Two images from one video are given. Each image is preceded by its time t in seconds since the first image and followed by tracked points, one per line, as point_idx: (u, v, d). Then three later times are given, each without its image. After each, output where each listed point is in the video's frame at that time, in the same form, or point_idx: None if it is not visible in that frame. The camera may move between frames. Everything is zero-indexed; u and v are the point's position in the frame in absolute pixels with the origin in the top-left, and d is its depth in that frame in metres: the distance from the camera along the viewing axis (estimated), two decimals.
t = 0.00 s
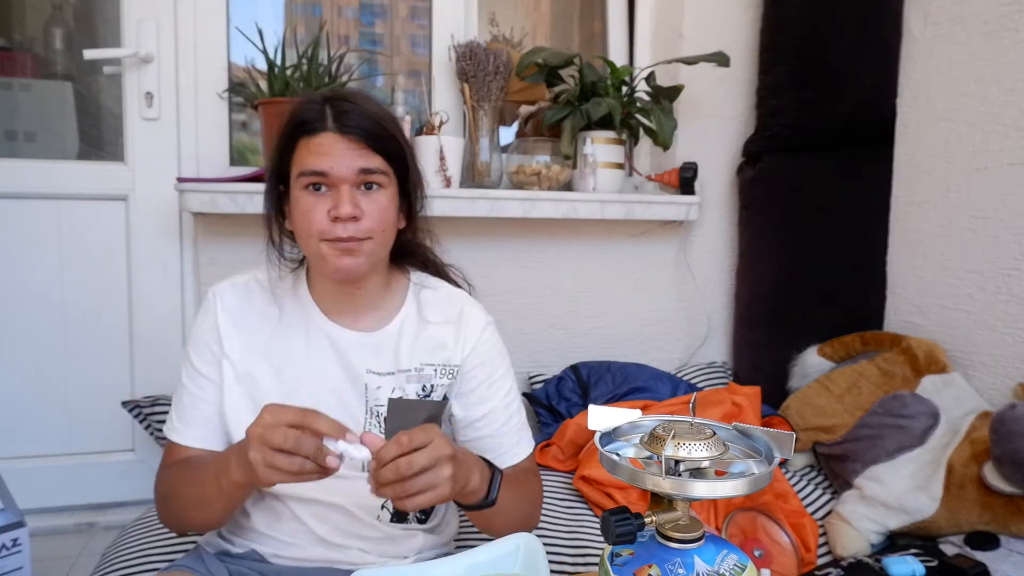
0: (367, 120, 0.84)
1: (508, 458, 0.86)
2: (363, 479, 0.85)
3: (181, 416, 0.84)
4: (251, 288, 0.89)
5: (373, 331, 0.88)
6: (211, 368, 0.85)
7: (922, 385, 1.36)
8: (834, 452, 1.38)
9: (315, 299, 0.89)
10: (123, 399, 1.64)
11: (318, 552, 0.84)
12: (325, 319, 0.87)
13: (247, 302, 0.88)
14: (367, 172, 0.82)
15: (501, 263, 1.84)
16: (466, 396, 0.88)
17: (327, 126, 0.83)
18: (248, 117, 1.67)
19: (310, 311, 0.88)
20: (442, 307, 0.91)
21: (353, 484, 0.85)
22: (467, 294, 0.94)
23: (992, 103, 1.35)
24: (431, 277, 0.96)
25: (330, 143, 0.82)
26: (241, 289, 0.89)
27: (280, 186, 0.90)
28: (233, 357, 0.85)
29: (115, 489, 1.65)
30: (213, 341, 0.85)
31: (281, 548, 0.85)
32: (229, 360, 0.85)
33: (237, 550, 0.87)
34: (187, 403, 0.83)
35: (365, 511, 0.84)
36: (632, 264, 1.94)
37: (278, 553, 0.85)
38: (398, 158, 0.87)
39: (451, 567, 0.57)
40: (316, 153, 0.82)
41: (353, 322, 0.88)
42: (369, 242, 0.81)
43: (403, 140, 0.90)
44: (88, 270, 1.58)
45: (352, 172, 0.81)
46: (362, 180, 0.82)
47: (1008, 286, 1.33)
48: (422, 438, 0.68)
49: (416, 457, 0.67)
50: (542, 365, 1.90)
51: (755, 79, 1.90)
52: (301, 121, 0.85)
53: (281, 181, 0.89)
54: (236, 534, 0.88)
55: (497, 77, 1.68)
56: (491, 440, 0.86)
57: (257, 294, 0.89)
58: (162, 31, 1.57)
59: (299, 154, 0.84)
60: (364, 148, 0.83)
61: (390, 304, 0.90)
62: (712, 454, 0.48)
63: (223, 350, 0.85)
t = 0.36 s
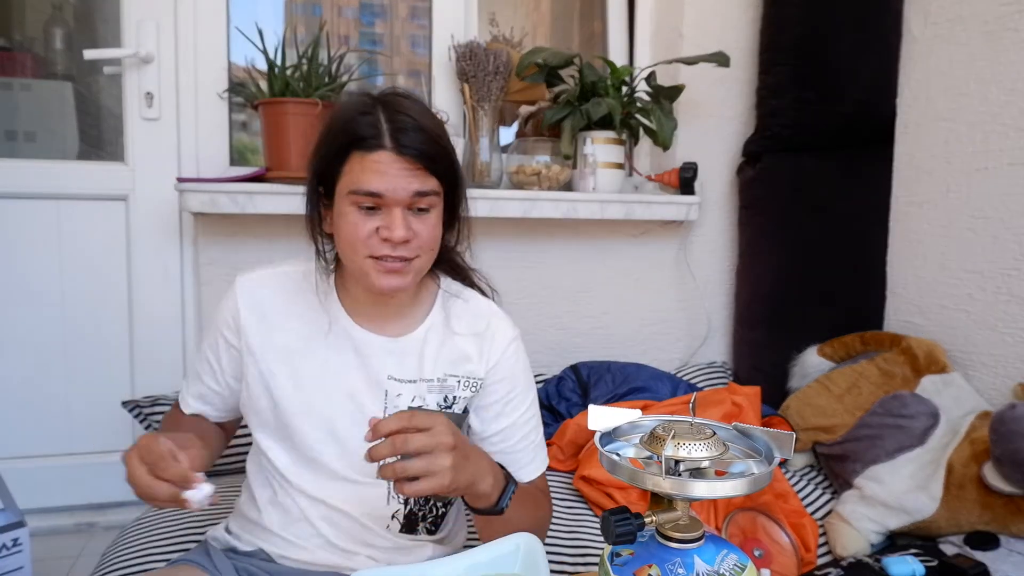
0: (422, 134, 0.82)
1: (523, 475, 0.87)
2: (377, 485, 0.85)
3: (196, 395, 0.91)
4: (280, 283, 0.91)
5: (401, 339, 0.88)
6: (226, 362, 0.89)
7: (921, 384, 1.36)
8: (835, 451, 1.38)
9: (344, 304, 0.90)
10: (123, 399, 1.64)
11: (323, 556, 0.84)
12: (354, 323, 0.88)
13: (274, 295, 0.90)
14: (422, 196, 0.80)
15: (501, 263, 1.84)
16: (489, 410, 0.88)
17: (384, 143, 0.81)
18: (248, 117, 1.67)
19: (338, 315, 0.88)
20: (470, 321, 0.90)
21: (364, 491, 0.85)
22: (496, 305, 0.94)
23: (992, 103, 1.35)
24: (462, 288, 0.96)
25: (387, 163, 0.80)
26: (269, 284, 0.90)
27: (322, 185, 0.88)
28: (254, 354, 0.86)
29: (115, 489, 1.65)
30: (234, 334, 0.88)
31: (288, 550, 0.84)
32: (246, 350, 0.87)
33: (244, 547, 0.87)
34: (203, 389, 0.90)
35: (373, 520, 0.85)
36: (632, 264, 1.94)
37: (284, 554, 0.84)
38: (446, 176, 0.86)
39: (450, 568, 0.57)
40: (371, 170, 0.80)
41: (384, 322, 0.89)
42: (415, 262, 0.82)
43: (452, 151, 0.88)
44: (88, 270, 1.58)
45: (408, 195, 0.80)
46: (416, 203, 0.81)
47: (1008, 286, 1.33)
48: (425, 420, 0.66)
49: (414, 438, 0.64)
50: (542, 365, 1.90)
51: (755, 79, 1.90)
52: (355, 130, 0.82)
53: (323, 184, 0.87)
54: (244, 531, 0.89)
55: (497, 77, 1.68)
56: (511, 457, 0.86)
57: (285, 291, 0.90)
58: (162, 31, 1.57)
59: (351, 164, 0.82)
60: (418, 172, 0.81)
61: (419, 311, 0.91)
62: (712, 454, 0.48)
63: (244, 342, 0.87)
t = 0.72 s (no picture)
0: (378, 146, 0.81)
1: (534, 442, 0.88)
2: (381, 460, 0.85)
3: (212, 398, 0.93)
4: (282, 277, 0.94)
5: (392, 327, 0.89)
6: (235, 362, 0.91)
7: (922, 385, 1.36)
8: (835, 452, 1.38)
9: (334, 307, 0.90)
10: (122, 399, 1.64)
11: (329, 543, 0.83)
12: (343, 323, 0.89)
13: (276, 291, 0.92)
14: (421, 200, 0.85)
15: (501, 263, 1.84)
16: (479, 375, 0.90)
17: (335, 162, 0.80)
18: (248, 117, 1.67)
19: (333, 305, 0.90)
20: (458, 295, 0.93)
21: (366, 471, 0.85)
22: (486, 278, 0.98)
23: (992, 103, 1.35)
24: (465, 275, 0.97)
25: (339, 181, 0.80)
26: (270, 279, 0.93)
27: (303, 196, 0.88)
28: (261, 345, 0.89)
29: (114, 489, 1.65)
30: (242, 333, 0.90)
31: (289, 539, 0.85)
32: (258, 343, 0.89)
33: (247, 540, 0.88)
34: (215, 390, 0.93)
35: (378, 501, 0.84)
36: (632, 264, 1.94)
37: (287, 544, 0.84)
38: (414, 174, 0.84)
39: (450, 568, 0.57)
40: (328, 189, 0.80)
41: (370, 314, 0.89)
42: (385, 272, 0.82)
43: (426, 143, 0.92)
44: (87, 270, 1.58)
45: (364, 209, 0.80)
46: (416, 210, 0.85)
47: (1009, 286, 1.32)
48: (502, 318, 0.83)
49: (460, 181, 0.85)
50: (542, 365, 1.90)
51: (755, 79, 1.90)
52: (316, 148, 0.82)
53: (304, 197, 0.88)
54: (248, 525, 0.89)
55: (497, 77, 1.68)
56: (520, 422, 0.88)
57: (286, 282, 0.93)
58: (162, 30, 1.57)
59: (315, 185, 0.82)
60: (375, 188, 0.80)
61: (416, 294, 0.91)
62: (713, 454, 0.48)
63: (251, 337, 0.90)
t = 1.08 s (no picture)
0: (396, 149, 0.80)
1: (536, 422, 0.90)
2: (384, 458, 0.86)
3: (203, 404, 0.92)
4: (274, 279, 0.93)
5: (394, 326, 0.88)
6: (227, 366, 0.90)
7: (922, 384, 1.36)
8: (835, 451, 1.38)
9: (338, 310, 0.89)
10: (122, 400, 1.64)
11: (327, 548, 0.84)
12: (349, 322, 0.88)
13: (269, 292, 0.91)
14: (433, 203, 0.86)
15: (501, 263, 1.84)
16: (481, 364, 0.93)
17: (357, 167, 0.79)
18: (248, 117, 1.67)
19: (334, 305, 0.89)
20: (456, 289, 0.96)
21: (368, 474, 0.86)
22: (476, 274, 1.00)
23: (993, 104, 1.35)
24: (457, 274, 0.98)
25: (361, 187, 0.79)
26: (263, 281, 0.92)
27: (307, 198, 0.87)
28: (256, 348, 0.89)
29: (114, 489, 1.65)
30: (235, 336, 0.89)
31: (288, 542, 0.85)
32: (252, 344, 0.89)
33: (245, 542, 0.87)
34: (206, 395, 0.92)
35: (380, 504, 0.84)
36: (632, 264, 1.94)
37: (286, 548, 0.84)
38: (426, 173, 0.84)
39: (450, 568, 0.57)
40: (348, 194, 0.79)
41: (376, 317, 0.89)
42: (403, 275, 0.83)
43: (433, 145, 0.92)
44: (87, 270, 1.58)
45: (388, 214, 0.80)
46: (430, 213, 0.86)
47: (1009, 286, 1.32)
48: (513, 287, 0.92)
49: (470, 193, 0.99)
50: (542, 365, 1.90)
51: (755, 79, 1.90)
52: (330, 151, 0.80)
53: (309, 197, 0.86)
54: (246, 527, 0.89)
55: (497, 77, 1.68)
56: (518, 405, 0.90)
57: (278, 284, 0.92)
58: (162, 31, 1.57)
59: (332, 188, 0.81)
60: (396, 194, 0.80)
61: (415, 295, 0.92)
62: (712, 454, 0.48)
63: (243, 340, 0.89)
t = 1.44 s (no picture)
0: (406, 133, 0.81)
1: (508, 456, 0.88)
2: (380, 486, 0.85)
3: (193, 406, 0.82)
4: (280, 281, 0.91)
5: (404, 332, 0.89)
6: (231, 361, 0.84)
7: (923, 384, 1.36)
8: (835, 452, 1.37)
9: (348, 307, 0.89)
10: (122, 399, 1.63)
11: (330, 552, 0.84)
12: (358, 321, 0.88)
13: (275, 294, 0.90)
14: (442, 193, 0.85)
15: (501, 263, 1.84)
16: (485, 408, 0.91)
17: (370, 150, 0.79)
18: (248, 117, 1.67)
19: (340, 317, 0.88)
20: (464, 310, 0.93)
21: (365, 493, 0.85)
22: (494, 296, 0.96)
23: (993, 104, 1.35)
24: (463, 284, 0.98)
25: (374, 169, 0.79)
26: (268, 282, 0.90)
27: (314, 193, 0.86)
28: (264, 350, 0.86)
29: (115, 489, 1.65)
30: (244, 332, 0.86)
31: (290, 546, 0.85)
32: (254, 342, 0.86)
33: (248, 544, 0.87)
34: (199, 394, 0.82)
35: (375, 524, 0.84)
36: (632, 264, 1.94)
37: (287, 550, 0.84)
38: (437, 163, 0.84)
39: (448, 569, 0.57)
40: (362, 175, 0.79)
41: (384, 312, 0.88)
42: (417, 263, 0.81)
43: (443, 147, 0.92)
44: (86, 270, 1.58)
45: (402, 198, 0.79)
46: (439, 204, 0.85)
47: (1009, 286, 1.32)
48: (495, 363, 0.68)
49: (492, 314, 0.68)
50: (542, 365, 1.90)
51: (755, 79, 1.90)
52: (342, 136, 0.80)
53: (315, 192, 0.86)
54: (248, 528, 0.88)
55: (497, 77, 1.68)
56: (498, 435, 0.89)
57: (284, 289, 0.90)
58: (162, 30, 1.57)
59: (345, 171, 0.80)
60: (408, 179, 0.79)
61: (425, 300, 0.92)
62: (712, 454, 0.48)
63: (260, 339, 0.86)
